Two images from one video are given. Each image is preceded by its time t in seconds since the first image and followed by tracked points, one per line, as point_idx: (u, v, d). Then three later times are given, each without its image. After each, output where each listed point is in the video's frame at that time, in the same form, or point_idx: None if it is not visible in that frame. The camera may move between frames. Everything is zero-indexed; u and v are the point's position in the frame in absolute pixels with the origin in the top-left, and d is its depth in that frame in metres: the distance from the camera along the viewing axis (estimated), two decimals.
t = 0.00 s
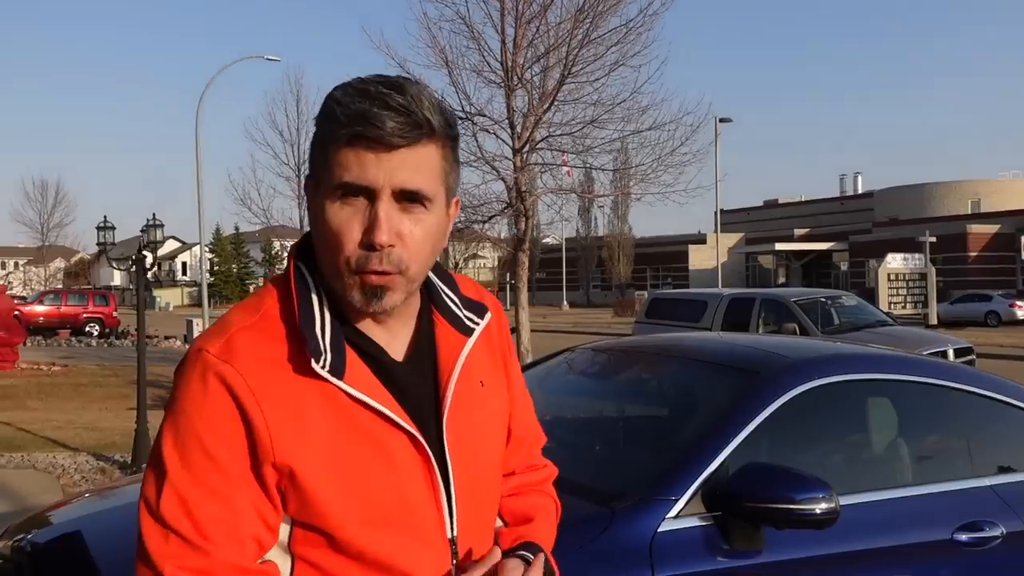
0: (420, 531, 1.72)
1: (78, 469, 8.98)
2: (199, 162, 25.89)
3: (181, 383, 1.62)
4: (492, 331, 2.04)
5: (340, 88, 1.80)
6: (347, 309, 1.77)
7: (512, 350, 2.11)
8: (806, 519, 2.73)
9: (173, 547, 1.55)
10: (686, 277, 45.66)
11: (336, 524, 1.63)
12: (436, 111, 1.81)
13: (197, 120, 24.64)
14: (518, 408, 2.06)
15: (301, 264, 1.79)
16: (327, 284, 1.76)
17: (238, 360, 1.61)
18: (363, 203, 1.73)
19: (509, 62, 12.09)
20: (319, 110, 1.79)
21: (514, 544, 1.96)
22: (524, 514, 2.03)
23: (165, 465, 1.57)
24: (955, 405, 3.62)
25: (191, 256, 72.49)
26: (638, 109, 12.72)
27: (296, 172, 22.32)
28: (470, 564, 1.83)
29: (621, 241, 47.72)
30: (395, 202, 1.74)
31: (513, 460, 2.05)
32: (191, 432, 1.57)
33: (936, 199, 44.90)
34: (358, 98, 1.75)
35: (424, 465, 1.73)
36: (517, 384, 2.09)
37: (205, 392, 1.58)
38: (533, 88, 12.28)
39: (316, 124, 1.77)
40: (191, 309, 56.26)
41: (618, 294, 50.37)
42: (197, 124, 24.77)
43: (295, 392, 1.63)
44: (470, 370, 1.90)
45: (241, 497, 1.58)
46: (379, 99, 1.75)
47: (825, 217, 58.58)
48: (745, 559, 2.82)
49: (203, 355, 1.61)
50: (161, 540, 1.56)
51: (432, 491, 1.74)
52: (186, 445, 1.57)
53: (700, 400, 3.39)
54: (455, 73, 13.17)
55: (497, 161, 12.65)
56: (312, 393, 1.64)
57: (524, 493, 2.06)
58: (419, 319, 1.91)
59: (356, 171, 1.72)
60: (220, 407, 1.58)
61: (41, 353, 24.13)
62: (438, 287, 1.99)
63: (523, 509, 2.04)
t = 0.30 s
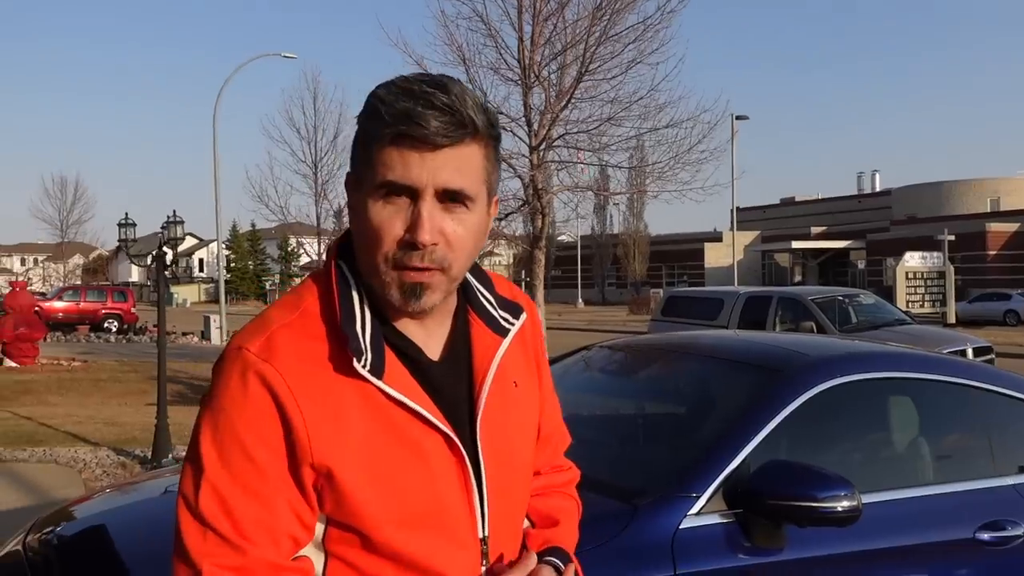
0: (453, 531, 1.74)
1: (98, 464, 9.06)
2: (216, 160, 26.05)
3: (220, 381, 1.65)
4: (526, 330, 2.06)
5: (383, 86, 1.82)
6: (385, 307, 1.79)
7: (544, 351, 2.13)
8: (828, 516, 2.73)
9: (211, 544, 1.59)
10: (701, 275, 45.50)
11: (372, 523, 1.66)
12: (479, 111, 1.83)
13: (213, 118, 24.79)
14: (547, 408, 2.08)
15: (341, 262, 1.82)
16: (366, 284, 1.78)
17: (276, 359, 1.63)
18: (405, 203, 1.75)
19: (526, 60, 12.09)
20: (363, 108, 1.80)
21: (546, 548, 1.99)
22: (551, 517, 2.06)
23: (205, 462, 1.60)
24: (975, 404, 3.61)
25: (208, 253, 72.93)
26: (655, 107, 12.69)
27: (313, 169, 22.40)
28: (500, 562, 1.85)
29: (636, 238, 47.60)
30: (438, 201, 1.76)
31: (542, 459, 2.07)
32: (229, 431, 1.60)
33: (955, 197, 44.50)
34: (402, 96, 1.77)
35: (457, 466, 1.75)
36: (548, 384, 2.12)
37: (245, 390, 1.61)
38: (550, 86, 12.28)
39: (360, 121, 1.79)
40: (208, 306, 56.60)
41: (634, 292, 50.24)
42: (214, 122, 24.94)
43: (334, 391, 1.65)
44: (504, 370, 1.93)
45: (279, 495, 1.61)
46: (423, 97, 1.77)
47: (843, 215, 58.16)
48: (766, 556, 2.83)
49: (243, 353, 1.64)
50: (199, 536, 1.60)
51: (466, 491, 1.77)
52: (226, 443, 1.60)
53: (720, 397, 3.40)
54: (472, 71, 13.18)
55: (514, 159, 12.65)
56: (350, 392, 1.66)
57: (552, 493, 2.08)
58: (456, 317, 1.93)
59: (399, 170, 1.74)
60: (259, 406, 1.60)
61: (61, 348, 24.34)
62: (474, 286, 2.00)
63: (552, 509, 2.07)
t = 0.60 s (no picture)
0: (466, 527, 1.76)
1: (115, 461, 9.13)
2: (230, 159, 26.14)
3: (236, 381, 1.67)
4: (539, 328, 2.07)
5: (402, 88, 1.83)
6: (401, 308, 1.80)
7: (557, 350, 2.14)
8: (846, 518, 2.73)
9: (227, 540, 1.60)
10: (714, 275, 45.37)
11: (386, 519, 1.67)
12: (497, 113, 1.84)
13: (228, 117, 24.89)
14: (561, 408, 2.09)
15: (356, 262, 1.83)
16: (382, 283, 1.79)
17: (292, 357, 1.65)
18: (424, 204, 1.76)
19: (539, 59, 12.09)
20: (381, 110, 1.82)
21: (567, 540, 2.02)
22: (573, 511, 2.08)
23: (221, 458, 1.62)
24: (991, 404, 3.60)
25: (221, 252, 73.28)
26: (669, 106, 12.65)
27: (326, 168, 22.46)
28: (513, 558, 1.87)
29: (649, 238, 47.50)
30: (456, 203, 1.77)
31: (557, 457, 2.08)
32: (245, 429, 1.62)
33: (970, 197, 44.22)
34: (421, 99, 1.78)
35: (472, 464, 1.76)
36: (561, 383, 2.12)
37: (262, 389, 1.63)
38: (564, 85, 12.27)
39: (378, 122, 1.80)
40: (222, 304, 56.83)
41: (646, 291, 50.18)
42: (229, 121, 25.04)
43: (349, 388, 1.67)
44: (518, 369, 1.93)
45: (294, 492, 1.63)
46: (441, 100, 1.78)
47: (856, 214, 57.91)
48: (782, 557, 2.83)
49: (258, 352, 1.66)
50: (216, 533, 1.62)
51: (481, 488, 1.78)
52: (242, 441, 1.62)
53: (736, 398, 3.40)
54: (486, 70, 13.18)
55: (527, 158, 12.65)
56: (366, 390, 1.68)
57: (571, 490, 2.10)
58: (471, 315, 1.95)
59: (417, 173, 1.75)
60: (275, 404, 1.62)
61: (76, 347, 24.51)
62: (488, 287, 2.01)
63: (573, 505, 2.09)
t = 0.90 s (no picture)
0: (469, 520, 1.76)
1: (126, 462, 9.17)
2: (240, 161, 26.21)
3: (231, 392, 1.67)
4: (531, 330, 2.08)
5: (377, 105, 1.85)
6: (389, 318, 1.81)
7: (551, 354, 2.14)
8: (858, 521, 2.72)
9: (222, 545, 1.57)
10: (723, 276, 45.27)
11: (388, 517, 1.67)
12: (471, 124, 1.84)
13: (239, 118, 24.97)
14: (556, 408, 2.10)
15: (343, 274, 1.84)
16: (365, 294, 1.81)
17: (288, 366, 1.67)
18: (399, 218, 1.78)
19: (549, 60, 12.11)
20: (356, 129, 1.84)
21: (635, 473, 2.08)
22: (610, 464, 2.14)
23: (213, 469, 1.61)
24: (1002, 407, 3.59)
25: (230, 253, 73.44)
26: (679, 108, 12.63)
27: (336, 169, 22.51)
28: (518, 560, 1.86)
29: (658, 239, 47.44)
30: (429, 214, 1.78)
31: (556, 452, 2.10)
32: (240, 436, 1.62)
33: (981, 198, 44.01)
34: (390, 115, 1.80)
35: (472, 463, 1.77)
36: (554, 384, 2.14)
37: (259, 398, 1.64)
38: (573, 86, 12.28)
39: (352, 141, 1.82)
40: (231, 305, 56.96)
41: (655, 293, 50.10)
42: (240, 121, 25.12)
43: (345, 394, 1.68)
44: (513, 370, 1.95)
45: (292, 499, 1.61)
46: (408, 114, 1.79)
47: (866, 215, 57.74)
48: (795, 559, 2.83)
49: (254, 364, 1.67)
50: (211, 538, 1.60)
51: (482, 485, 1.78)
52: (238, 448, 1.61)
53: (747, 401, 3.40)
54: (496, 71, 13.18)
55: (537, 160, 12.66)
56: (364, 396, 1.69)
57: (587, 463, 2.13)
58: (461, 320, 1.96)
59: (390, 188, 1.77)
60: (270, 412, 1.63)
61: (86, 347, 24.65)
62: (478, 292, 2.02)
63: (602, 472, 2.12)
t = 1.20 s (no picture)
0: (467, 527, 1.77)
1: (132, 463, 9.19)
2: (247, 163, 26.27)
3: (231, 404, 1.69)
4: (525, 334, 2.09)
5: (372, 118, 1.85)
6: (392, 327, 1.81)
7: (543, 357, 2.15)
8: (866, 526, 2.72)
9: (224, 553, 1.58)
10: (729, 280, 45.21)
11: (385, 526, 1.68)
12: (470, 135, 1.85)
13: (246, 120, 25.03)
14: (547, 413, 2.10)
15: (340, 284, 1.84)
16: (372, 304, 1.81)
17: (285, 380, 1.68)
18: (417, 229, 1.77)
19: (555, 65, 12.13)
20: (355, 143, 1.83)
21: (625, 479, 2.08)
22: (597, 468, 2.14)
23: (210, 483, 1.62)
24: (1010, 413, 3.59)
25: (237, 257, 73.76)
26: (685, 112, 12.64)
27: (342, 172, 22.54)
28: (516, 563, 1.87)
29: (664, 243, 47.39)
30: (445, 226, 1.78)
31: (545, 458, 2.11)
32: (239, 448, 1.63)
33: (988, 203, 43.89)
34: (392, 130, 1.79)
35: (468, 471, 1.78)
36: (546, 388, 2.14)
37: (258, 411, 1.65)
38: (580, 90, 12.29)
39: (352, 155, 1.81)
40: (237, 308, 57.02)
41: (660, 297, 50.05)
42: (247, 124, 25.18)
43: (342, 407, 1.69)
44: (507, 377, 1.96)
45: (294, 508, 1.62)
46: (412, 127, 1.80)
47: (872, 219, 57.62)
48: (803, 564, 2.82)
49: (251, 378, 1.68)
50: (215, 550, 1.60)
51: (478, 494, 1.79)
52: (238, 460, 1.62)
53: (754, 405, 3.40)
54: (502, 76, 13.19)
55: (543, 163, 12.68)
56: (359, 407, 1.70)
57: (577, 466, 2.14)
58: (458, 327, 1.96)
59: (405, 201, 1.76)
60: (266, 424, 1.64)
61: (93, 348, 24.76)
62: (473, 295, 2.03)
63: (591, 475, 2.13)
